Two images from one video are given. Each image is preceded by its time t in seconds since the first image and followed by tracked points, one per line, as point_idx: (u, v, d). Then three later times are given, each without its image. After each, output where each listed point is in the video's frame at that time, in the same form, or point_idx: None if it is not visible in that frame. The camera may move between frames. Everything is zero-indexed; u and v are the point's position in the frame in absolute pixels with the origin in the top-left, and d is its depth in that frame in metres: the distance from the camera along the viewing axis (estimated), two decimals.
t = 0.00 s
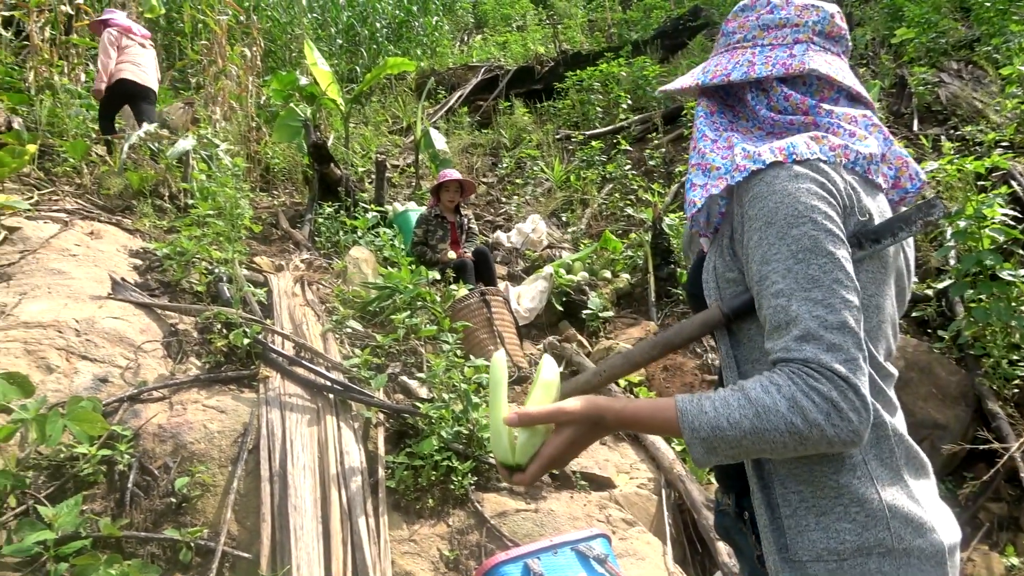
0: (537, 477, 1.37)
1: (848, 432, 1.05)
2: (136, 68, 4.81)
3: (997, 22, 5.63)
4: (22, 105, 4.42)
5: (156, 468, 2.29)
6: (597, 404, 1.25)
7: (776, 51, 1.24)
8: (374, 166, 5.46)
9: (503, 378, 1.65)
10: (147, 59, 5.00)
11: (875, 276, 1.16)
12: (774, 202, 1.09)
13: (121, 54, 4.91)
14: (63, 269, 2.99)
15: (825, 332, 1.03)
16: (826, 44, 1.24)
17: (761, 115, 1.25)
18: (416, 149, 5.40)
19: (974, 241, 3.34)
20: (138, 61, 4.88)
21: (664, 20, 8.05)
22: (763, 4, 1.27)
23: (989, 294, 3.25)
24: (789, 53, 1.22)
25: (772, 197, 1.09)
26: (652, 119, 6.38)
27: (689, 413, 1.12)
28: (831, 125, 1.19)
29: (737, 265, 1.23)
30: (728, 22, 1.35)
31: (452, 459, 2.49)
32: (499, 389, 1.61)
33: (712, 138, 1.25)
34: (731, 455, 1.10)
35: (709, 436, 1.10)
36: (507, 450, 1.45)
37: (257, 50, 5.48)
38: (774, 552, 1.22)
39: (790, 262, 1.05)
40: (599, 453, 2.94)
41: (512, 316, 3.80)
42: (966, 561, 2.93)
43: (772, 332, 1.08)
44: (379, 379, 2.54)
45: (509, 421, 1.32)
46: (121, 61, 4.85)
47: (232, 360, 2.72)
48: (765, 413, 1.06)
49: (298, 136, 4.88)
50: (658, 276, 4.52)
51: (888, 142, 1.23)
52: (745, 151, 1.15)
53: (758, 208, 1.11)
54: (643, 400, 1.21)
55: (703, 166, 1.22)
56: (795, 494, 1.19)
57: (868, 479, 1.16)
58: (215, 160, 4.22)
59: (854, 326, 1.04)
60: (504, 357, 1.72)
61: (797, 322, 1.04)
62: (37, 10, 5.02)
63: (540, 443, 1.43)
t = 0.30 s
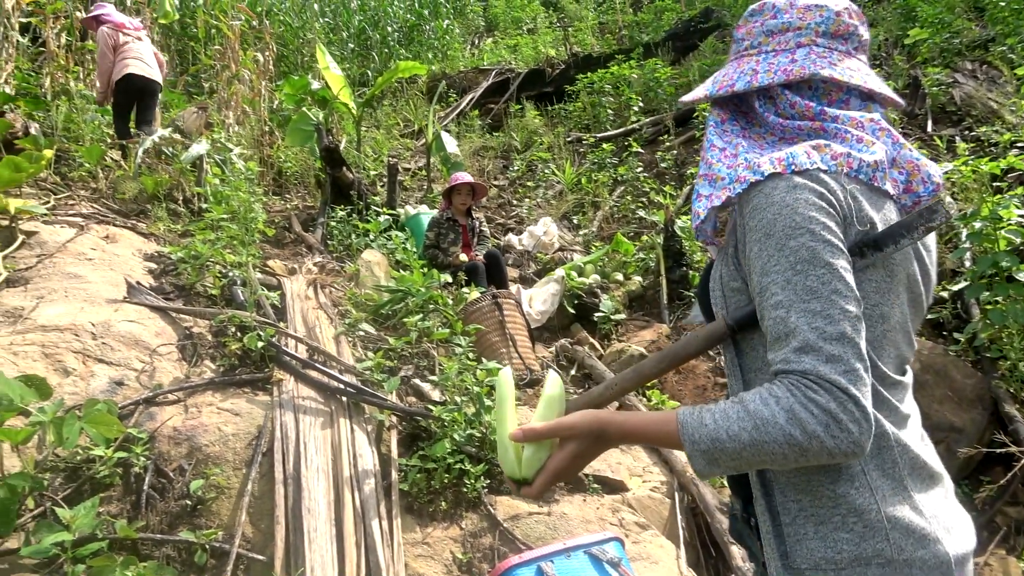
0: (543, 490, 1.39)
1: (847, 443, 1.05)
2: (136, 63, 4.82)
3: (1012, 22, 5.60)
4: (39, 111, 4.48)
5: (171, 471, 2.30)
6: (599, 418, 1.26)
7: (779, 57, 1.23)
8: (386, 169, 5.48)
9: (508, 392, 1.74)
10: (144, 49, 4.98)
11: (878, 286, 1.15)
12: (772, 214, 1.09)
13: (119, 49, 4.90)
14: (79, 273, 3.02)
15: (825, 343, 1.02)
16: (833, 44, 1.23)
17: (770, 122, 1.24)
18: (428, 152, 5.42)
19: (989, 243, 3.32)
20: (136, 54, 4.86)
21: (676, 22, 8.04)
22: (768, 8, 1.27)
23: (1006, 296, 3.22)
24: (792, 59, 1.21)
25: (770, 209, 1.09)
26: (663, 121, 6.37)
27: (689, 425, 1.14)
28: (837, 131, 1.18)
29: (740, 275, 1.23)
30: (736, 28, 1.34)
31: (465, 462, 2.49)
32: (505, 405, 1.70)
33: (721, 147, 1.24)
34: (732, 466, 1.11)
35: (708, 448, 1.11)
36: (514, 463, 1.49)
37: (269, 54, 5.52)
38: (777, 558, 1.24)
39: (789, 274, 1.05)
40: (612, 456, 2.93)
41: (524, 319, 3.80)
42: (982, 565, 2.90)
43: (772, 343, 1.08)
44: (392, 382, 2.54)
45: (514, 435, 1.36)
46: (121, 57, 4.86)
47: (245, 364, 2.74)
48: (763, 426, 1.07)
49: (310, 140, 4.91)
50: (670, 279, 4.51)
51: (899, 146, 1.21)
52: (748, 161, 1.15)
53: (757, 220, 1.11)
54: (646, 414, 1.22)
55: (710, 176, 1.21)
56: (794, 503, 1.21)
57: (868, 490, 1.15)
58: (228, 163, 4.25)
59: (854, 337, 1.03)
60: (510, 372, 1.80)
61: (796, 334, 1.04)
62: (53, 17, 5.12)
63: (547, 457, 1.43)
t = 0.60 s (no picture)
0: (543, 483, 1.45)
1: (837, 453, 1.06)
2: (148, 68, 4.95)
3: None
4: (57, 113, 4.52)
5: (187, 471, 2.32)
6: (598, 416, 1.31)
7: (803, 59, 1.23)
8: (399, 172, 5.49)
9: (515, 390, 1.81)
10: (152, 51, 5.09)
11: (889, 293, 1.14)
12: (775, 221, 1.10)
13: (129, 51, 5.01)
14: (97, 274, 3.05)
15: (819, 352, 1.04)
16: (859, 44, 1.21)
17: (791, 124, 1.23)
18: (441, 155, 5.43)
19: (1008, 247, 3.28)
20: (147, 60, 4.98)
21: (689, 25, 8.03)
22: (797, 8, 1.26)
23: None
24: (815, 61, 1.21)
25: (773, 216, 1.10)
26: (677, 124, 6.36)
27: (682, 427, 1.18)
28: (855, 136, 1.18)
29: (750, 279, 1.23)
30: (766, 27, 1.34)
31: (478, 465, 2.49)
32: (512, 404, 1.76)
33: (739, 149, 1.24)
34: (725, 469, 1.14)
35: (700, 451, 1.15)
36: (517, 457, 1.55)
37: (284, 57, 5.55)
38: (790, 566, 1.25)
39: (788, 282, 1.07)
40: (625, 460, 2.91)
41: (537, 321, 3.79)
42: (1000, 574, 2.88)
43: (772, 350, 1.10)
44: (406, 384, 2.54)
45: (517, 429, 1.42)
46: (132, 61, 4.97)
47: (261, 365, 2.76)
48: (753, 432, 1.10)
49: (325, 142, 4.93)
50: (684, 282, 4.50)
51: (919, 150, 1.19)
52: (757, 167, 1.15)
53: (761, 225, 1.12)
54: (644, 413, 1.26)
55: (724, 179, 1.20)
56: (806, 510, 1.21)
57: (879, 500, 1.15)
58: (244, 166, 4.28)
59: (851, 348, 1.04)
60: (519, 371, 1.86)
61: (791, 342, 1.06)
62: (71, 20, 5.17)
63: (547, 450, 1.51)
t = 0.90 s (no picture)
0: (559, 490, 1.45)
1: (843, 457, 1.05)
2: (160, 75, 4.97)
3: None
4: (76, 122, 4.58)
5: (207, 476, 2.34)
6: (608, 425, 1.31)
7: (826, 53, 1.22)
8: (413, 176, 5.52)
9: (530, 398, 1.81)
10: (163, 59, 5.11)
11: (902, 295, 1.12)
12: (778, 224, 1.11)
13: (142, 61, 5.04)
14: (116, 280, 3.08)
15: (822, 355, 1.04)
16: (885, 37, 1.20)
17: (811, 120, 1.24)
18: (454, 159, 5.45)
19: None
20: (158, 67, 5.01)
21: (702, 27, 8.01)
22: None
23: None
24: (837, 55, 1.20)
25: (776, 219, 1.11)
26: (690, 126, 6.34)
27: (689, 433, 1.18)
28: (872, 132, 1.16)
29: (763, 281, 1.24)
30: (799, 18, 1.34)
31: (496, 469, 2.48)
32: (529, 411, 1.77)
33: (756, 145, 1.25)
34: (734, 475, 1.14)
35: (707, 457, 1.15)
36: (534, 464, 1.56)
37: (298, 64, 5.59)
38: (812, 569, 1.25)
39: (791, 285, 1.07)
40: (642, 464, 2.90)
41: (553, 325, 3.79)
42: None
43: (778, 353, 1.10)
44: (423, 389, 2.55)
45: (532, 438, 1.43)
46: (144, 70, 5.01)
47: (278, 370, 2.77)
48: (757, 437, 1.10)
49: (339, 148, 4.96)
50: (699, 285, 4.48)
51: (941, 145, 1.14)
52: (766, 165, 1.17)
53: (766, 229, 1.13)
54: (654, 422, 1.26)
55: (737, 177, 1.21)
56: (825, 514, 1.21)
57: (897, 504, 1.14)
58: (259, 172, 4.32)
59: (855, 350, 1.03)
60: (536, 379, 1.87)
61: (794, 345, 1.06)
62: (89, 30, 5.24)
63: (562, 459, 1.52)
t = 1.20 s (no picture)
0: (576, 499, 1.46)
1: (839, 472, 1.05)
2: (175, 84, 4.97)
3: None
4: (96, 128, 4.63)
5: (223, 480, 2.35)
6: (621, 435, 1.32)
7: (847, 60, 1.22)
8: (428, 183, 5.53)
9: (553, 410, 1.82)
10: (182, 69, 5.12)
11: (912, 308, 1.12)
12: (782, 238, 1.13)
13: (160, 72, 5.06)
14: (135, 285, 3.11)
15: (818, 370, 1.04)
16: (906, 42, 1.18)
17: (831, 130, 1.24)
18: (470, 166, 5.46)
19: None
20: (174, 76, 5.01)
21: (717, 35, 8.00)
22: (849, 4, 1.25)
23: None
24: (856, 63, 1.20)
25: (781, 234, 1.13)
26: (706, 134, 6.32)
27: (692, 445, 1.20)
28: (888, 141, 1.16)
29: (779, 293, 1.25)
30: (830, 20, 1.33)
31: (510, 477, 2.48)
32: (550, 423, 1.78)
33: (775, 154, 1.25)
34: (737, 487, 1.16)
35: (710, 469, 1.16)
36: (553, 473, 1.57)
37: (315, 71, 5.63)
38: None
39: (791, 299, 1.08)
40: (657, 474, 2.89)
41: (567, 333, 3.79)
42: None
43: (782, 367, 1.11)
44: (438, 396, 2.56)
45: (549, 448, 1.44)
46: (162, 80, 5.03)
47: (295, 375, 2.79)
48: (755, 450, 1.11)
49: (355, 155, 4.99)
50: (714, 294, 4.46)
51: (959, 152, 1.10)
52: (775, 176, 1.18)
53: (772, 243, 1.15)
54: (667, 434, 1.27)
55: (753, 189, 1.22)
56: (839, 529, 1.21)
57: (906, 521, 1.14)
58: (276, 179, 4.35)
59: (853, 364, 1.03)
60: (561, 392, 1.88)
61: (792, 360, 1.07)
62: (110, 37, 5.31)
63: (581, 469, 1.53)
